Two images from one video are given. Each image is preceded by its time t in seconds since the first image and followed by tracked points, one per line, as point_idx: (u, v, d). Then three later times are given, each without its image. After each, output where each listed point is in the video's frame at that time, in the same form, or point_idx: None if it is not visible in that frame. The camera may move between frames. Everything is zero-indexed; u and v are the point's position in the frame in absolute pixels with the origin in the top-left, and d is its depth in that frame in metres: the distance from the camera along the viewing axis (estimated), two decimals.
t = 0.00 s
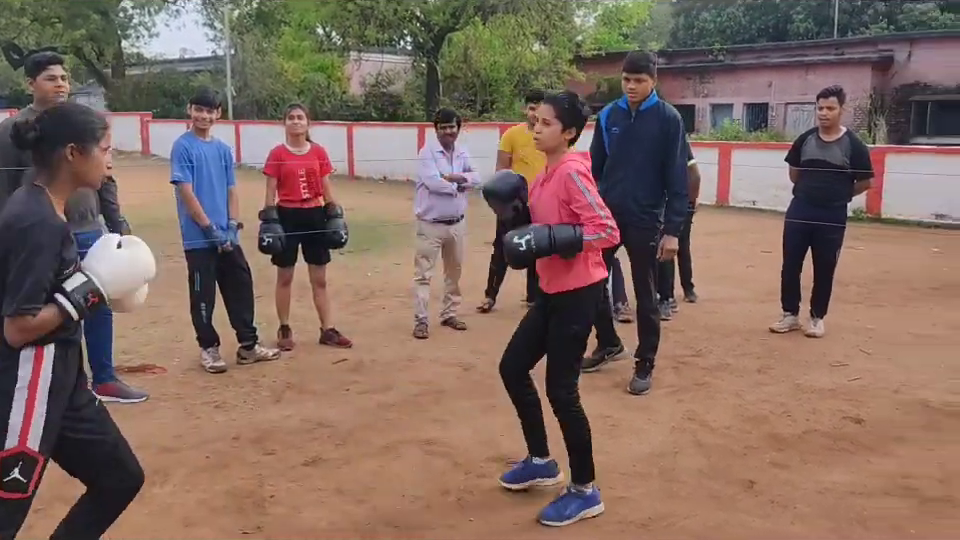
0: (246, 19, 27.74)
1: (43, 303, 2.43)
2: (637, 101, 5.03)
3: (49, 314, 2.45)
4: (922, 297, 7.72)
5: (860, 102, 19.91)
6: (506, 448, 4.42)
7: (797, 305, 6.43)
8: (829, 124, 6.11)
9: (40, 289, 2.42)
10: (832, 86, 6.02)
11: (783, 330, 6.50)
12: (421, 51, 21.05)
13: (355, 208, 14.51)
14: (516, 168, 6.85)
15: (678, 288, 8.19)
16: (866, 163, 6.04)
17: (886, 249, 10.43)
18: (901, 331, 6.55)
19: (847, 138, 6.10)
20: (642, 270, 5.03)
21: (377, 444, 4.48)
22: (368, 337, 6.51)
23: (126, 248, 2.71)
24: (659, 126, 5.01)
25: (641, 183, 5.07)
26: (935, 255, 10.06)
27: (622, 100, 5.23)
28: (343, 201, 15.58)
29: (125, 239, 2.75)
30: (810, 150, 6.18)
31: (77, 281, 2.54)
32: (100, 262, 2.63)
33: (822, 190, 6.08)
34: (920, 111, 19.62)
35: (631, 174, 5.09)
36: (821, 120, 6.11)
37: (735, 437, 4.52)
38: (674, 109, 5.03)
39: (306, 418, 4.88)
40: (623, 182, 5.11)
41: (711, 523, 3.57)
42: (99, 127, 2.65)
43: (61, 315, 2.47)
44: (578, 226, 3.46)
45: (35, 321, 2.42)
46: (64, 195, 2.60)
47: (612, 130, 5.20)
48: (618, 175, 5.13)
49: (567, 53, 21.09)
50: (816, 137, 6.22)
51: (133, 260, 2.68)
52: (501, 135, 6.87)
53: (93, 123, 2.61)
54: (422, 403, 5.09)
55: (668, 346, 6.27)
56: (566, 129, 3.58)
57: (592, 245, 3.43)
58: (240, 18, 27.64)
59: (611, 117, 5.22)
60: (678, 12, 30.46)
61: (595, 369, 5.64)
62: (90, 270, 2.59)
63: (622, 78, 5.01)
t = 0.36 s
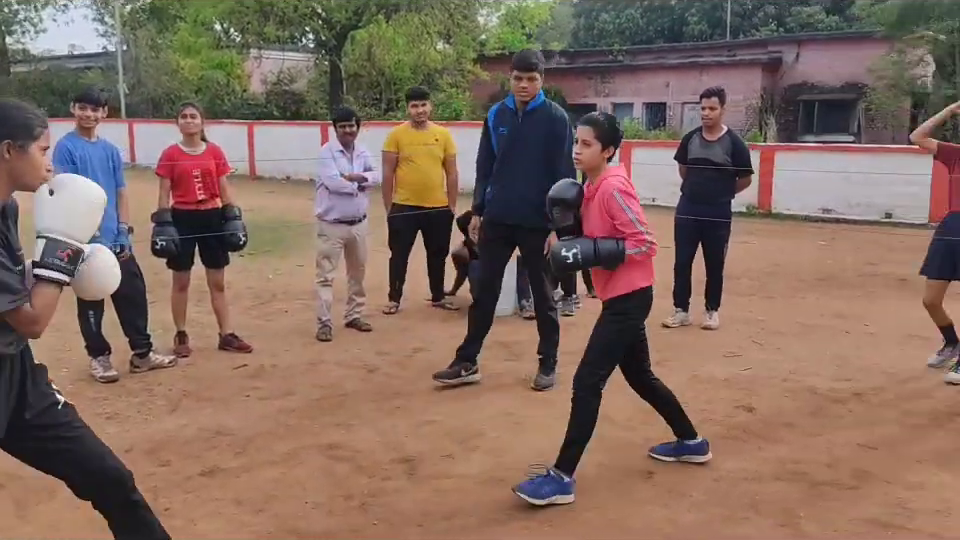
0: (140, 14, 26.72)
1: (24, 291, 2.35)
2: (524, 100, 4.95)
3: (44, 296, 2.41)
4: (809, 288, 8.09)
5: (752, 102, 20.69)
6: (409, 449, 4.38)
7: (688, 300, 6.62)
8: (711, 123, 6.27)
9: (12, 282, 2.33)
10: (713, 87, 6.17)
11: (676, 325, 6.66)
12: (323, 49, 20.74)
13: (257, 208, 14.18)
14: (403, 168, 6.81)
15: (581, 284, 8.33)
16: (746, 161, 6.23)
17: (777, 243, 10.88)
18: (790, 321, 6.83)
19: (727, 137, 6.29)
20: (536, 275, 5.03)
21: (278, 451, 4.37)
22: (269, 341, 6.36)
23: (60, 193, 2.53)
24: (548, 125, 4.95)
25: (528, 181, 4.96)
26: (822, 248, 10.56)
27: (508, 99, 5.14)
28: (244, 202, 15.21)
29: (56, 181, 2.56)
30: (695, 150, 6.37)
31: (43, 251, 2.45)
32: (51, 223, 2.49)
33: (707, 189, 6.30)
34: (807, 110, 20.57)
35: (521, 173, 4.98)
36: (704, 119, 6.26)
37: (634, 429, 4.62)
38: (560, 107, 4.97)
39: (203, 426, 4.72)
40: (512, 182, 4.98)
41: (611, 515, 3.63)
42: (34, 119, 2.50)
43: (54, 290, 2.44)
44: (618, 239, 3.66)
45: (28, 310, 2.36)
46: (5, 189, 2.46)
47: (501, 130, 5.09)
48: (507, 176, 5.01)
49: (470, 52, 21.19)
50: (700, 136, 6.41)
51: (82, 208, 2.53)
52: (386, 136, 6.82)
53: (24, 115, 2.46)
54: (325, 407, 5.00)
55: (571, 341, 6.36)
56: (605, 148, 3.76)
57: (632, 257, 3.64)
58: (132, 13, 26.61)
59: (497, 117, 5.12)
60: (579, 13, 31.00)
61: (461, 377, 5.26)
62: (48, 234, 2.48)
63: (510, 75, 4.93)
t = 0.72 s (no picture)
0: (25, 8, 25.45)
1: (99, 248, 2.41)
2: (379, 94, 4.89)
3: (112, 248, 2.44)
4: (706, 279, 8.37)
5: (652, 99, 21.22)
6: (314, 451, 4.32)
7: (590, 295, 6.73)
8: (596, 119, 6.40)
9: (86, 233, 2.40)
10: (598, 84, 6.22)
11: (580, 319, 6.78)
12: (222, 44, 20.20)
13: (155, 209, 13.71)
14: (298, 167, 6.73)
15: (487, 281, 8.39)
16: (630, 154, 6.39)
17: (678, 237, 11.21)
18: (689, 312, 7.05)
19: (612, 132, 6.44)
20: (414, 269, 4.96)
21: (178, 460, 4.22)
22: (168, 347, 6.16)
23: (125, 151, 2.52)
24: (405, 118, 4.92)
25: (400, 175, 4.93)
26: (719, 240, 10.95)
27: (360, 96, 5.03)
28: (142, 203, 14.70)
29: (124, 139, 2.57)
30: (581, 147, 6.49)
31: (110, 204, 2.45)
32: (115, 177, 2.49)
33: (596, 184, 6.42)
34: (704, 107, 21.27)
35: (385, 170, 4.91)
36: (589, 116, 6.35)
37: (539, 422, 4.68)
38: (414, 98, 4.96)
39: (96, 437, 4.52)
40: (383, 178, 4.90)
41: (517, 508, 3.67)
42: (100, 86, 2.59)
43: (119, 243, 2.46)
44: (600, 216, 3.79)
45: (99, 263, 2.41)
46: (70, 150, 2.52)
47: (358, 128, 4.97)
48: (372, 174, 4.93)
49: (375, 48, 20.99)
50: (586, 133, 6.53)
51: (142, 162, 2.51)
52: (278, 136, 6.73)
53: (90, 81, 2.54)
54: (225, 412, 4.88)
55: (478, 337, 6.40)
56: (572, 136, 3.93)
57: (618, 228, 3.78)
58: (16, 7, 25.30)
59: (353, 116, 4.99)
60: (483, 10, 31.14)
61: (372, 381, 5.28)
62: (114, 188, 2.48)
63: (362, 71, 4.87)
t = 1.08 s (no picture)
0: None
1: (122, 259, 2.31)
2: (288, 91, 4.68)
3: (135, 259, 2.34)
4: (650, 275, 8.47)
5: (597, 98, 21.43)
6: (257, 455, 4.25)
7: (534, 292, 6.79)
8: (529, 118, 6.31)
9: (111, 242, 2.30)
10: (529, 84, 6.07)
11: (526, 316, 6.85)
12: (162, 43, 19.81)
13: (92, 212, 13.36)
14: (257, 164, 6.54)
15: (434, 280, 8.38)
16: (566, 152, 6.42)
17: (623, 233, 11.34)
18: (633, 307, 7.14)
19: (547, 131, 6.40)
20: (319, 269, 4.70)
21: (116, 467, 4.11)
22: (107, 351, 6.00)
23: (158, 161, 2.46)
24: (317, 116, 4.74)
25: (310, 176, 4.72)
26: (663, 236, 11.10)
27: (266, 94, 4.83)
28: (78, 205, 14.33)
29: (157, 149, 2.50)
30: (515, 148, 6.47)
31: (137, 214, 2.35)
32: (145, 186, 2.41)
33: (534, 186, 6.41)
34: (648, 105, 21.55)
35: (297, 170, 4.72)
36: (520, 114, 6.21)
37: (485, 420, 4.68)
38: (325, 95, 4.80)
39: (29, 446, 4.37)
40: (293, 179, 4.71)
41: (463, 507, 3.66)
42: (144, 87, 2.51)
43: (144, 253, 2.36)
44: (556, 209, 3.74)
45: (120, 274, 2.32)
46: (108, 151, 2.44)
47: (266, 128, 4.76)
48: (284, 174, 4.73)
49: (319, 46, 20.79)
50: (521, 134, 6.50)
51: (177, 174, 2.45)
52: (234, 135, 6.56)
53: (133, 81, 2.46)
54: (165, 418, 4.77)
55: (425, 336, 6.38)
56: (542, 133, 3.87)
57: (565, 230, 3.73)
58: None
59: (261, 117, 4.78)
60: (428, 9, 31.10)
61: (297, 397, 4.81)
62: (142, 198, 2.38)
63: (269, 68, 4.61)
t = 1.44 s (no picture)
0: None
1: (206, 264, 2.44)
2: (255, 92, 4.53)
3: (221, 260, 2.56)
4: (631, 275, 8.51)
5: (579, 98, 21.50)
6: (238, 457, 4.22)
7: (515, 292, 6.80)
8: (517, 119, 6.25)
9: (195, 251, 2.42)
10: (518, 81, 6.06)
11: (507, 317, 6.87)
12: (141, 42, 19.76)
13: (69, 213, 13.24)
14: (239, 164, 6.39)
15: (417, 280, 8.37)
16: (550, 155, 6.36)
17: (604, 234, 11.38)
18: (615, 307, 7.15)
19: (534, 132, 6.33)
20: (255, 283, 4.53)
21: (94, 470, 4.06)
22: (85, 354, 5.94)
23: (214, 165, 2.63)
24: (276, 120, 4.57)
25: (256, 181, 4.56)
26: (644, 236, 11.14)
27: (231, 88, 4.66)
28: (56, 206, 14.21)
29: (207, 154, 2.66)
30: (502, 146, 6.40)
31: (210, 219, 2.56)
32: (213, 193, 2.59)
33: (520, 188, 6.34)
34: (629, 106, 21.63)
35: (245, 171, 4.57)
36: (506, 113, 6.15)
37: (467, 421, 4.67)
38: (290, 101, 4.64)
39: (6, 450, 4.32)
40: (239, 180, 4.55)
41: (444, 508, 3.65)
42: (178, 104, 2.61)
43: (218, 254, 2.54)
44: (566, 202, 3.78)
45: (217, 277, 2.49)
46: (158, 165, 2.53)
47: (222, 122, 4.61)
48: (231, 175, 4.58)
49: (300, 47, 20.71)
50: (505, 133, 6.46)
51: (233, 173, 2.64)
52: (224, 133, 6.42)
53: (171, 99, 2.55)
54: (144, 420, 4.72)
55: (406, 337, 6.36)
56: (545, 131, 3.91)
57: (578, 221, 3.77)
58: None
59: (220, 109, 4.62)
60: (409, 10, 31.09)
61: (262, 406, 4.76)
62: (215, 203, 2.58)
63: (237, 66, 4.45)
